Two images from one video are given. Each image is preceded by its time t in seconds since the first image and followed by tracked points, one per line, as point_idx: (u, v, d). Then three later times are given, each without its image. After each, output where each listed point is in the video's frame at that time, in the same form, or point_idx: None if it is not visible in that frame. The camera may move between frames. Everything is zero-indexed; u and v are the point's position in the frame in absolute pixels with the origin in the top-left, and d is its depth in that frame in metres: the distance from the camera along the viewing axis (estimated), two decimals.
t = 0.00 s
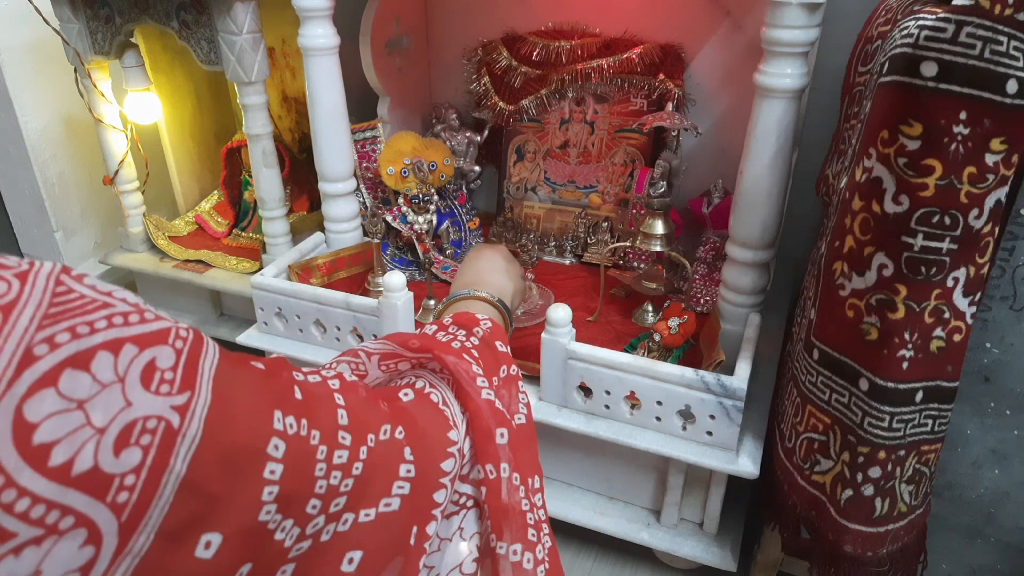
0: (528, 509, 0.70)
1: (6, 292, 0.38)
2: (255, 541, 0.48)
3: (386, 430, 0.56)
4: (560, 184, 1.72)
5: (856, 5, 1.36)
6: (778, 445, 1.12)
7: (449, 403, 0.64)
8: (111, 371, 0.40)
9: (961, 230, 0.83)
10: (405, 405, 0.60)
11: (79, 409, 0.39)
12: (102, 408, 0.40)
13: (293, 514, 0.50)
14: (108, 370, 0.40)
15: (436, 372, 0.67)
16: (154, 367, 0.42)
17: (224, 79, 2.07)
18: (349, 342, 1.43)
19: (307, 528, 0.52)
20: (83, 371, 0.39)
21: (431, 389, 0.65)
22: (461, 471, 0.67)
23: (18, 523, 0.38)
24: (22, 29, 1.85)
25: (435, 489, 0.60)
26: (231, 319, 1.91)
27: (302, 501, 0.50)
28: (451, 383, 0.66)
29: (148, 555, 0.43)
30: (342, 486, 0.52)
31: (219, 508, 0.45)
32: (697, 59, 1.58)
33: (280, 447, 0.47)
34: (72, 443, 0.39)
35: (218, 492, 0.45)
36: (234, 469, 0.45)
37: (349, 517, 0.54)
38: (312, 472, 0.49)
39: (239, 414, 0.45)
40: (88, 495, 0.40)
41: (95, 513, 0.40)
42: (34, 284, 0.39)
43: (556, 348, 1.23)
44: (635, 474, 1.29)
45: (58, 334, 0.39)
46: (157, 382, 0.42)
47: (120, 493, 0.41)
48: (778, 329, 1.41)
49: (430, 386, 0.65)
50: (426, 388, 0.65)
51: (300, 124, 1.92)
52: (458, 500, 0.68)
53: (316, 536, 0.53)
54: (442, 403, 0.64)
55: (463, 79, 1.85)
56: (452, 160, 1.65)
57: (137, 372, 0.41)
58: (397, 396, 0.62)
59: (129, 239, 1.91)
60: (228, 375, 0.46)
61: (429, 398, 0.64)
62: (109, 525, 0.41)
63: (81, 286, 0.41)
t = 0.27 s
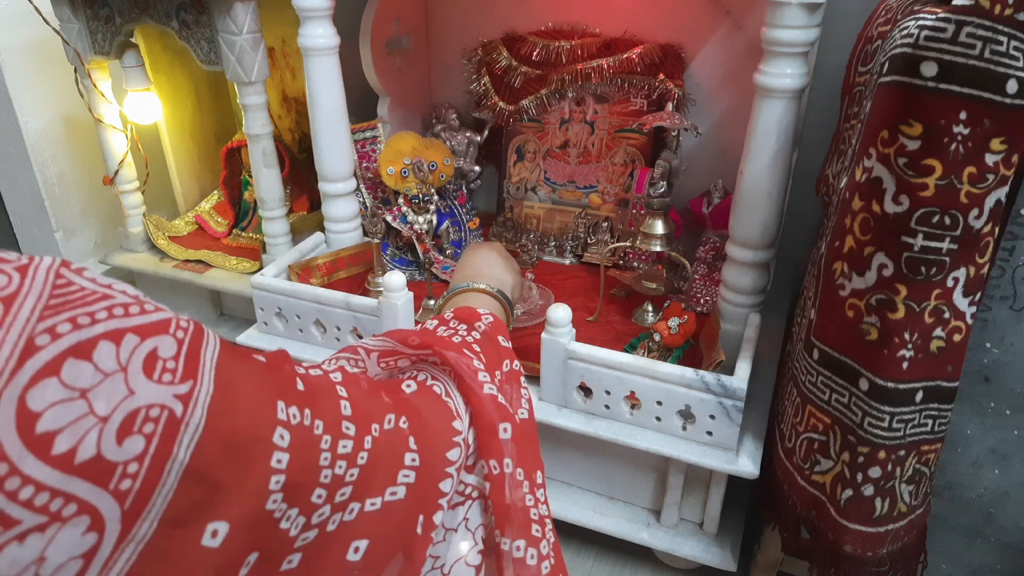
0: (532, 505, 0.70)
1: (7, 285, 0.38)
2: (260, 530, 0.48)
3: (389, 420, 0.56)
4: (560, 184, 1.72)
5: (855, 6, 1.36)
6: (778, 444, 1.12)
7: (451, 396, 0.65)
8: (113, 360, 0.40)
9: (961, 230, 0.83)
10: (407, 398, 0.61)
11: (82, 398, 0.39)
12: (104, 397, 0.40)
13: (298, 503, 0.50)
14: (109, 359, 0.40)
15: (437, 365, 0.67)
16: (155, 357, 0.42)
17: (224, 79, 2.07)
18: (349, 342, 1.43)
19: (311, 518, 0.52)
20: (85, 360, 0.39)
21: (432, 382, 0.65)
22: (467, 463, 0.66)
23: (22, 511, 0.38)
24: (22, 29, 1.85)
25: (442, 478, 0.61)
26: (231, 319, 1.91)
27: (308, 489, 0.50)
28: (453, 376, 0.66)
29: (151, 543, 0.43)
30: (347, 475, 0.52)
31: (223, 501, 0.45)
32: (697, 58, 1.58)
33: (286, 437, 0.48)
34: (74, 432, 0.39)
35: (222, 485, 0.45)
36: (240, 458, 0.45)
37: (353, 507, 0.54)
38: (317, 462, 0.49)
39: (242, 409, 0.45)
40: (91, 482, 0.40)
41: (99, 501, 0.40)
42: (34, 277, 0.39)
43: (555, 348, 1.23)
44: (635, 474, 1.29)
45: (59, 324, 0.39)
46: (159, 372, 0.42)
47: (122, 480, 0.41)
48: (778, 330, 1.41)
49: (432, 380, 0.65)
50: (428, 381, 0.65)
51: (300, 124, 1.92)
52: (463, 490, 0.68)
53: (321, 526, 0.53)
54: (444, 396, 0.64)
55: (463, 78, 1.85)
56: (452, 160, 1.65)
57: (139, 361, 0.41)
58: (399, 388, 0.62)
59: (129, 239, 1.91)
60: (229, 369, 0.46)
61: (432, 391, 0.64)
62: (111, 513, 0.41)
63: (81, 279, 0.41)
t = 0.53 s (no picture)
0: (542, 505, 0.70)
1: (6, 287, 0.38)
2: (260, 533, 0.48)
3: (393, 422, 0.56)
4: (560, 184, 1.72)
5: (855, 5, 1.36)
6: (778, 444, 1.12)
7: (458, 396, 0.64)
8: (113, 362, 0.40)
9: (961, 230, 0.83)
10: (413, 398, 0.61)
11: (82, 399, 0.39)
12: (104, 398, 0.40)
13: (299, 505, 0.50)
14: (109, 360, 0.40)
15: (443, 366, 0.67)
16: (155, 358, 0.42)
17: (224, 79, 2.07)
18: (349, 342, 1.43)
19: (312, 520, 0.52)
20: (85, 361, 0.39)
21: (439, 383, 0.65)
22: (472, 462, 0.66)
23: (23, 511, 0.38)
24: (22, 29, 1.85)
25: (449, 480, 0.60)
26: (231, 319, 1.91)
27: (309, 491, 0.50)
28: (460, 377, 0.66)
29: (152, 544, 0.43)
30: (348, 479, 0.52)
31: (225, 502, 0.45)
32: (697, 58, 1.58)
33: (288, 440, 0.48)
34: (75, 433, 0.39)
35: (224, 486, 0.45)
36: (241, 460, 0.45)
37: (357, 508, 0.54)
38: (318, 465, 0.50)
39: (243, 409, 0.45)
40: (91, 484, 0.40)
41: (99, 502, 0.40)
42: (35, 278, 0.39)
43: (555, 348, 1.23)
44: (635, 474, 1.29)
45: (59, 325, 0.39)
46: (159, 373, 0.42)
47: (123, 482, 0.41)
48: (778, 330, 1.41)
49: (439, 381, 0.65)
50: (434, 382, 0.65)
51: (300, 124, 1.92)
52: (468, 492, 0.68)
53: (322, 528, 0.53)
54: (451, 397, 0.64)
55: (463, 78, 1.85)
56: (452, 160, 1.65)
57: (140, 362, 0.41)
58: (405, 389, 0.62)
59: (129, 239, 1.91)
60: (230, 369, 0.46)
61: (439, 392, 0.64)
62: (111, 514, 0.41)
63: (81, 280, 0.41)
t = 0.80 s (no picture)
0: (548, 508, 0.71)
1: (16, 289, 0.38)
2: (266, 534, 0.48)
3: (399, 423, 0.56)
4: (560, 184, 1.72)
5: (855, 5, 1.36)
6: (778, 445, 1.12)
7: (463, 398, 0.64)
8: (122, 364, 0.40)
9: (961, 230, 0.83)
10: (419, 400, 0.61)
11: (91, 401, 0.39)
12: (113, 400, 0.40)
13: (306, 507, 0.50)
14: (118, 363, 0.40)
15: (449, 368, 0.66)
16: (164, 361, 0.42)
17: (224, 79, 2.07)
18: (349, 342, 1.43)
19: (319, 522, 0.52)
20: (94, 364, 0.39)
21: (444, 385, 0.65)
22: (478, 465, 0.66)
23: (32, 513, 0.38)
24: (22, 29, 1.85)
25: (456, 482, 0.61)
26: (231, 319, 1.91)
27: (315, 493, 0.50)
28: (465, 379, 0.66)
29: (158, 545, 0.43)
30: (355, 480, 0.52)
31: (230, 503, 0.45)
32: (697, 58, 1.58)
33: (295, 443, 0.48)
34: (84, 435, 0.39)
35: (229, 487, 0.45)
36: (249, 461, 0.46)
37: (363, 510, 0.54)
38: (325, 466, 0.50)
39: (248, 410, 0.45)
40: (100, 486, 0.40)
41: (107, 504, 0.40)
42: (44, 281, 0.39)
43: (555, 348, 1.23)
44: (635, 474, 1.29)
45: (68, 328, 0.39)
46: (167, 376, 0.42)
47: (131, 484, 0.41)
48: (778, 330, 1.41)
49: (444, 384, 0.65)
50: (439, 384, 0.65)
51: (300, 124, 1.92)
52: (474, 495, 0.67)
53: (329, 530, 0.53)
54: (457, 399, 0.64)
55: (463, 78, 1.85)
56: (452, 160, 1.65)
57: (148, 365, 0.41)
58: (410, 391, 0.62)
59: (129, 239, 1.91)
60: (235, 370, 0.46)
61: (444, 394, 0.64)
62: (119, 515, 0.41)
63: (89, 283, 0.41)
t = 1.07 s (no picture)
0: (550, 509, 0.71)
1: (23, 294, 0.38)
2: (270, 536, 0.48)
3: (402, 425, 0.56)
4: (560, 184, 1.72)
5: (854, 5, 1.36)
6: (778, 444, 1.12)
7: (466, 400, 0.64)
8: (129, 368, 0.40)
9: (961, 230, 0.83)
10: (422, 402, 0.61)
11: (98, 404, 0.39)
12: (121, 403, 0.40)
13: (309, 510, 0.50)
14: (125, 366, 0.40)
15: (451, 371, 0.66)
16: (171, 364, 0.42)
17: (224, 79, 2.07)
18: (349, 342, 1.43)
19: (322, 524, 0.52)
20: (102, 367, 0.39)
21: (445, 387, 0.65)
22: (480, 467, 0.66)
23: (40, 516, 0.38)
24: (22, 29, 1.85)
25: (457, 484, 0.60)
26: (231, 319, 1.91)
27: (319, 496, 0.50)
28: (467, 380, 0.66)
29: (164, 548, 0.43)
30: (358, 482, 0.52)
31: (235, 505, 0.45)
32: (697, 58, 1.58)
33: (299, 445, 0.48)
34: (92, 438, 0.39)
35: (234, 489, 0.45)
36: (254, 463, 0.46)
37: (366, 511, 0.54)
38: (329, 468, 0.50)
39: (252, 411, 0.45)
40: (107, 489, 0.40)
41: (114, 507, 0.40)
42: (52, 285, 0.39)
43: (555, 348, 1.23)
44: (635, 474, 1.29)
45: (76, 331, 0.39)
46: (174, 379, 0.42)
47: (138, 487, 0.41)
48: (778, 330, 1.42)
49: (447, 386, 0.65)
50: (442, 386, 0.65)
51: (300, 124, 1.92)
52: (475, 495, 0.67)
53: (332, 532, 0.53)
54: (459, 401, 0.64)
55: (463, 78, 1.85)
56: (452, 160, 1.65)
57: (155, 368, 0.41)
58: (413, 393, 0.62)
59: (129, 239, 1.91)
60: (240, 372, 0.46)
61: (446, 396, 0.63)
62: (126, 518, 0.41)
63: (97, 287, 0.41)
